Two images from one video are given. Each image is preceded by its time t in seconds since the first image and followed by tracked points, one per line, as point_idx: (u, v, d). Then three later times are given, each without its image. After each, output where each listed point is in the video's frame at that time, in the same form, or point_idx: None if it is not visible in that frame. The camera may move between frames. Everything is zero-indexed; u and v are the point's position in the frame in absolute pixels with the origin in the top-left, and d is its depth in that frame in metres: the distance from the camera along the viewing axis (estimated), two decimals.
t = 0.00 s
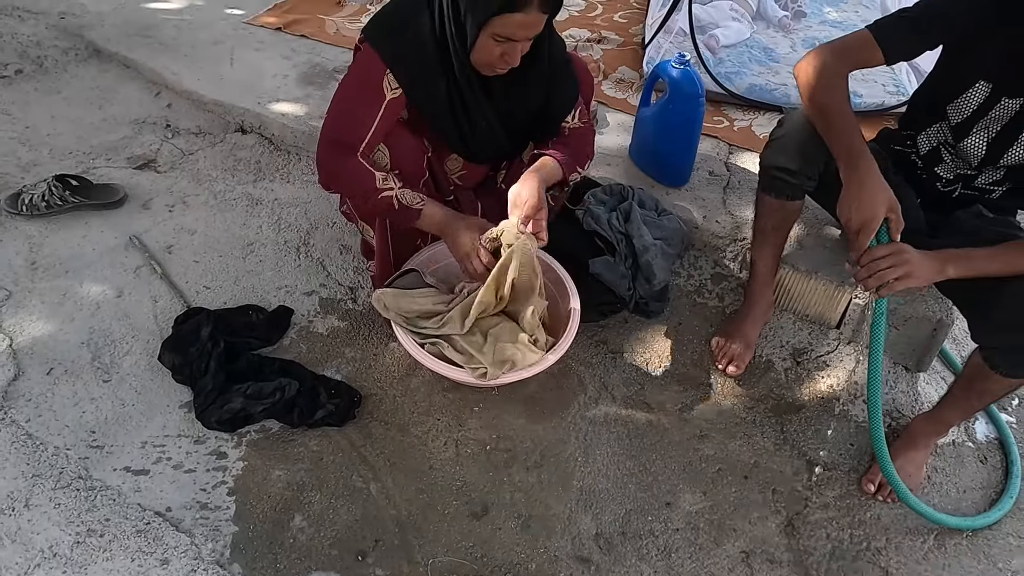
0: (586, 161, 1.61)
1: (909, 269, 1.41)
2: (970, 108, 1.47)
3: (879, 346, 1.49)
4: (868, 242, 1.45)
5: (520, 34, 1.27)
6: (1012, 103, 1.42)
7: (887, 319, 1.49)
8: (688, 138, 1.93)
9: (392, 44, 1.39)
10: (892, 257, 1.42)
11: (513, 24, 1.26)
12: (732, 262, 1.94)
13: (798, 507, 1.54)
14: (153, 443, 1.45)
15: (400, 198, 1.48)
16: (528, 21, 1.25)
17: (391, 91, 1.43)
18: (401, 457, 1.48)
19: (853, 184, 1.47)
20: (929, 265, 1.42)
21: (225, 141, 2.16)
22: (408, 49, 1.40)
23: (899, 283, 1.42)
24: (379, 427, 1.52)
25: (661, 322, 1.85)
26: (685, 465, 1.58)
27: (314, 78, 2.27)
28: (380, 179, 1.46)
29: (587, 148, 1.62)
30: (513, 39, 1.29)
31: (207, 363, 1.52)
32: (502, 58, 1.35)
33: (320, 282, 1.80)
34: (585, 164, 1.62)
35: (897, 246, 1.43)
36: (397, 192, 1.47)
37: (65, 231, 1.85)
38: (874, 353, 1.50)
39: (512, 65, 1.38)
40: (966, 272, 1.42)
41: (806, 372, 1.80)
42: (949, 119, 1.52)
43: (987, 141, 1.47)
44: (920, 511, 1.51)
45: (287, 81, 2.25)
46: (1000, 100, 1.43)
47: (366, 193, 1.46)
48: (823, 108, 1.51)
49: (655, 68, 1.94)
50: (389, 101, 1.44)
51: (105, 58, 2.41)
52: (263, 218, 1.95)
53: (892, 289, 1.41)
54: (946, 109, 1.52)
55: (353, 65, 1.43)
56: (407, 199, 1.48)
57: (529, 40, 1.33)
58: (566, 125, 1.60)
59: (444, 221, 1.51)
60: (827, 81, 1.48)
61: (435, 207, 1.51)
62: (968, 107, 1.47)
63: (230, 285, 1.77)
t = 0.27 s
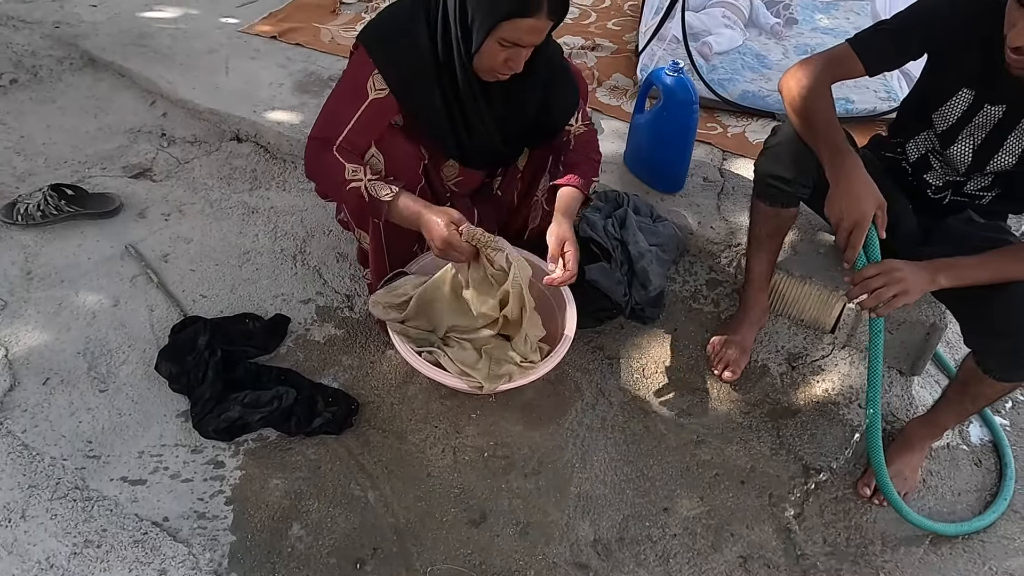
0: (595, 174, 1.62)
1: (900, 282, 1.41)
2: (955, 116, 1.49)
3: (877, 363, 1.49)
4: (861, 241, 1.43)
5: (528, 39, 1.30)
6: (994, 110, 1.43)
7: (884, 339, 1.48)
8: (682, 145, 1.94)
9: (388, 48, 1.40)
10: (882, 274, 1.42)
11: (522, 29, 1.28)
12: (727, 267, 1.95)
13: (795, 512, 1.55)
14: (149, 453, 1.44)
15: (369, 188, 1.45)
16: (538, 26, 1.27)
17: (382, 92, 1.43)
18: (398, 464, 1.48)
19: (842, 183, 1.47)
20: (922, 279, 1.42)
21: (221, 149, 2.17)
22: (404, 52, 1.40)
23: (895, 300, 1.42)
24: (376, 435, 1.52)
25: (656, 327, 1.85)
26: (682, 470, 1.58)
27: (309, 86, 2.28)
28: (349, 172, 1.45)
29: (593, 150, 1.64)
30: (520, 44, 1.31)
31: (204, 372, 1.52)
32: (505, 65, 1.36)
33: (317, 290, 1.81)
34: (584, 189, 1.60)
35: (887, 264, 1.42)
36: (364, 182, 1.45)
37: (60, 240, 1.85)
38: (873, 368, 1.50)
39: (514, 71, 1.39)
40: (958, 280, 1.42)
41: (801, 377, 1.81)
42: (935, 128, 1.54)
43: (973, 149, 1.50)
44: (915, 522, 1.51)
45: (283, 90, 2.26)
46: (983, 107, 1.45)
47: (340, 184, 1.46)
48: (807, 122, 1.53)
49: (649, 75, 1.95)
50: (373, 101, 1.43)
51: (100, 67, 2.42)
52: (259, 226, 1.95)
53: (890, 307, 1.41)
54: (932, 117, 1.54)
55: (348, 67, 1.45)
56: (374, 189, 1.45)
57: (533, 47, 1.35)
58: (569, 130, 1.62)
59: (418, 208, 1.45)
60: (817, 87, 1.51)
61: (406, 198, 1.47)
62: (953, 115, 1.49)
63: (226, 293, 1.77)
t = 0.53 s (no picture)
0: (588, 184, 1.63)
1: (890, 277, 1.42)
2: (948, 118, 1.51)
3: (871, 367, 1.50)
4: (858, 248, 1.46)
5: (535, 46, 1.31)
6: (985, 113, 1.45)
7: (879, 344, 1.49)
8: (679, 149, 1.94)
9: (393, 52, 1.40)
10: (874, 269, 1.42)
11: (529, 35, 1.29)
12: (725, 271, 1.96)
13: (796, 515, 1.55)
14: (148, 461, 1.43)
15: (372, 165, 1.42)
16: (545, 33, 1.29)
17: (386, 92, 1.42)
18: (399, 470, 1.48)
19: (841, 189, 1.47)
20: (914, 278, 1.42)
21: (218, 155, 2.16)
22: (407, 56, 1.41)
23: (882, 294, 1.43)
24: (376, 441, 1.52)
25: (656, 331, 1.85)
26: (683, 474, 1.58)
27: (306, 93, 2.29)
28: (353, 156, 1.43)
29: (582, 169, 1.60)
30: (526, 51, 1.32)
31: (203, 379, 1.52)
32: (510, 71, 1.37)
33: (316, 296, 1.80)
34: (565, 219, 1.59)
35: (880, 258, 1.43)
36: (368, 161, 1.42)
37: (57, 247, 1.84)
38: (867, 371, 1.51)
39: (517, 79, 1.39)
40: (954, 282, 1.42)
41: (801, 380, 1.81)
42: (928, 130, 1.55)
43: (966, 151, 1.51)
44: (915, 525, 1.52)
45: (280, 96, 2.27)
46: (975, 109, 1.46)
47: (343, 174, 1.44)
48: (802, 126, 1.54)
49: (647, 80, 1.95)
50: (378, 102, 1.42)
51: (96, 73, 2.41)
52: (257, 232, 1.94)
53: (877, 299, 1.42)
54: (926, 119, 1.55)
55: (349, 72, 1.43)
56: (378, 166, 1.41)
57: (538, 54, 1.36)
58: (559, 146, 1.59)
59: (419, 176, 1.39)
60: (812, 92, 1.51)
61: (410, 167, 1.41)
62: (945, 117, 1.51)
63: (225, 299, 1.76)
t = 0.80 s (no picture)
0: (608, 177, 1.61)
1: (887, 286, 1.42)
2: (944, 123, 1.53)
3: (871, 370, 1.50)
4: (857, 252, 1.45)
5: (541, 42, 1.30)
6: (981, 117, 1.47)
7: (880, 347, 1.50)
8: (678, 153, 1.95)
9: (398, 55, 1.41)
10: (871, 274, 1.42)
11: (535, 30, 1.28)
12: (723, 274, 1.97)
13: (798, 518, 1.56)
14: (151, 468, 1.43)
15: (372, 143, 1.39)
16: (550, 27, 1.28)
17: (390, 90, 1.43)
18: (402, 476, 1.48)
19: (840, 196, 1.48)
20: (912, 281, 1.42)
21: (217, 162, 2.16)
22: (412, 61, 1.41)
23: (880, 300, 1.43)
24: (379, 447, 1.52)
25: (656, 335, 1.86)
26: (685, 478, 1.59)
27: (305, 99, 2.30)
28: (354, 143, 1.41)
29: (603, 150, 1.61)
30: (533, 47, 1.31)
31: (205, 386, 1.51)
32: (517, 67, 1.35)
33: (317, 302, 1.81)
34: (601, 198, 1.56)
35: (878, 264, 1.42)
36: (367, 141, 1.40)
37: (57, 255, 1.84)
38: (868, 374, 1.51)
39: (525, 75, 1.38)
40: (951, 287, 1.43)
41: (801, 383, 1.82)
42: (926, 134, 1.58)
43: (963, 154, 1.53)
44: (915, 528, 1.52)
45: (279, 102, 2.28)
46: (971, 114, 1.48)
47: (345, 161, 1.41)
48: (801, 132, 1.54)
49: (646, 85, 1.96)
50: (382, 100, 1.43)
51: (94, 81, 2.42)
52: (258, 239, 1.95)
53: (875, 307, 1.42)
54: (923, 124, 1.57)
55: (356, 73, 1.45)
56: (377, 142, 1.39)
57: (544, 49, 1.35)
58: (580, 134, 1.58)
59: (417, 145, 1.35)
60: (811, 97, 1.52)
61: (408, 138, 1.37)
62: (943, 121, 1.53)
63: (226, 306, 1.77)
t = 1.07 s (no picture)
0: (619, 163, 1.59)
1: (887, 290, 1.42)
2: (943, 127, 1.54)
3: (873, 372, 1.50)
4: (855, 257, 1.46)
5: (544, 28, 1.27)
6: (980, 122, 1.48)
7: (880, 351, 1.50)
8: (679, 157, 1.96)
9: (402, 55, 1.41)
10: (871, 279, 1.43)
11: (538, 16, 1.25)
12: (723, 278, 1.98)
13: (801, 521, 1.56)
14: (154, 475, 1.43)
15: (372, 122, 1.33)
16: (553, 11, 1.25)
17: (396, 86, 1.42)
18: (405, 481, 1.48)
19: (838, 201, 1.48)
20: (911, 286, 1.43)
21: (218, 168, 2.17)
22: (417, 62, 1.42)
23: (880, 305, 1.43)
24: (382, 452, 1.52)
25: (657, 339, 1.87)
26: (688, 481, 1.59)
27: (305, 105, 2.31)
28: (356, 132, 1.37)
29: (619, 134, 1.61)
30: (536, 34, 1.28)
31: (208, 392, 1.51)
32: (521, 58, 1.32)
33: (319, 307, 1.81)
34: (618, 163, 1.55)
35: (877, 269, 1.42)
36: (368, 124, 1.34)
37: (58, 261, 1.84)
38: (868, 376, 1.51)
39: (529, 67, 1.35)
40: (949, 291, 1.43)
41: (802, 386, 1.82)
42: (925, 138, 1.59)
43: (962, 158, 1.54)
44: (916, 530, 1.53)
45: (280, 108, 2.29)
46: (970, 118, 1.49)
47: (350, 145, 1.35)
48: (801, 137, 1.55)
49: (645, 90, 1.97)
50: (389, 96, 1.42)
51: (94, 87, 2.42)
52: (259, 244, 1.95)
53: (875, 312, 1.42)
54: (923, 128, 1.59)
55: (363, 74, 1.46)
56: (380, 119, 1.32)
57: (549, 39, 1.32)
58: (592, 121, 1.62)
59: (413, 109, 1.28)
60: (810, 103, 1.53)
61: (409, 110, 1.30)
62: (942, 125, 1.54)
63: (228, 312, 1.77)
